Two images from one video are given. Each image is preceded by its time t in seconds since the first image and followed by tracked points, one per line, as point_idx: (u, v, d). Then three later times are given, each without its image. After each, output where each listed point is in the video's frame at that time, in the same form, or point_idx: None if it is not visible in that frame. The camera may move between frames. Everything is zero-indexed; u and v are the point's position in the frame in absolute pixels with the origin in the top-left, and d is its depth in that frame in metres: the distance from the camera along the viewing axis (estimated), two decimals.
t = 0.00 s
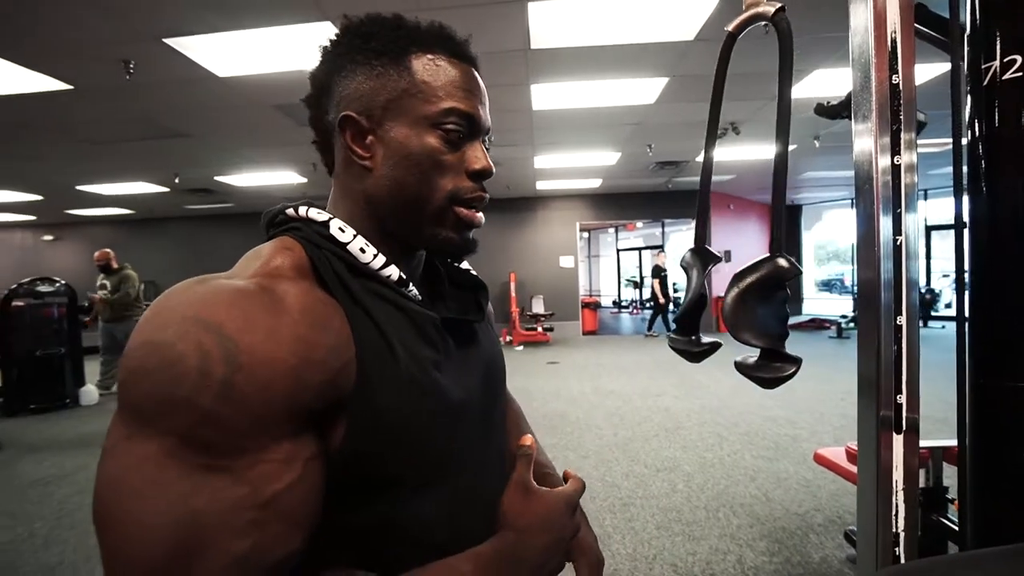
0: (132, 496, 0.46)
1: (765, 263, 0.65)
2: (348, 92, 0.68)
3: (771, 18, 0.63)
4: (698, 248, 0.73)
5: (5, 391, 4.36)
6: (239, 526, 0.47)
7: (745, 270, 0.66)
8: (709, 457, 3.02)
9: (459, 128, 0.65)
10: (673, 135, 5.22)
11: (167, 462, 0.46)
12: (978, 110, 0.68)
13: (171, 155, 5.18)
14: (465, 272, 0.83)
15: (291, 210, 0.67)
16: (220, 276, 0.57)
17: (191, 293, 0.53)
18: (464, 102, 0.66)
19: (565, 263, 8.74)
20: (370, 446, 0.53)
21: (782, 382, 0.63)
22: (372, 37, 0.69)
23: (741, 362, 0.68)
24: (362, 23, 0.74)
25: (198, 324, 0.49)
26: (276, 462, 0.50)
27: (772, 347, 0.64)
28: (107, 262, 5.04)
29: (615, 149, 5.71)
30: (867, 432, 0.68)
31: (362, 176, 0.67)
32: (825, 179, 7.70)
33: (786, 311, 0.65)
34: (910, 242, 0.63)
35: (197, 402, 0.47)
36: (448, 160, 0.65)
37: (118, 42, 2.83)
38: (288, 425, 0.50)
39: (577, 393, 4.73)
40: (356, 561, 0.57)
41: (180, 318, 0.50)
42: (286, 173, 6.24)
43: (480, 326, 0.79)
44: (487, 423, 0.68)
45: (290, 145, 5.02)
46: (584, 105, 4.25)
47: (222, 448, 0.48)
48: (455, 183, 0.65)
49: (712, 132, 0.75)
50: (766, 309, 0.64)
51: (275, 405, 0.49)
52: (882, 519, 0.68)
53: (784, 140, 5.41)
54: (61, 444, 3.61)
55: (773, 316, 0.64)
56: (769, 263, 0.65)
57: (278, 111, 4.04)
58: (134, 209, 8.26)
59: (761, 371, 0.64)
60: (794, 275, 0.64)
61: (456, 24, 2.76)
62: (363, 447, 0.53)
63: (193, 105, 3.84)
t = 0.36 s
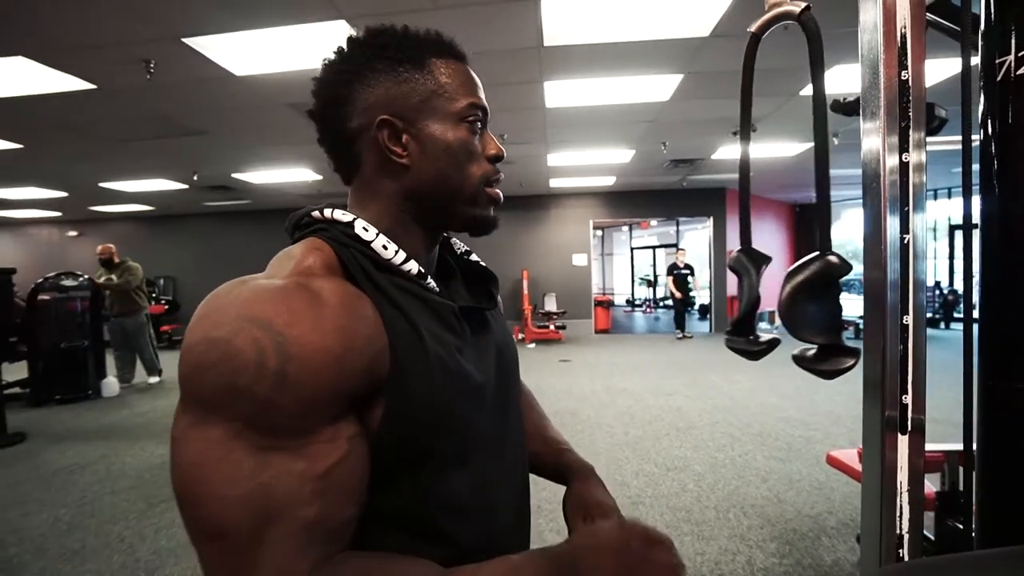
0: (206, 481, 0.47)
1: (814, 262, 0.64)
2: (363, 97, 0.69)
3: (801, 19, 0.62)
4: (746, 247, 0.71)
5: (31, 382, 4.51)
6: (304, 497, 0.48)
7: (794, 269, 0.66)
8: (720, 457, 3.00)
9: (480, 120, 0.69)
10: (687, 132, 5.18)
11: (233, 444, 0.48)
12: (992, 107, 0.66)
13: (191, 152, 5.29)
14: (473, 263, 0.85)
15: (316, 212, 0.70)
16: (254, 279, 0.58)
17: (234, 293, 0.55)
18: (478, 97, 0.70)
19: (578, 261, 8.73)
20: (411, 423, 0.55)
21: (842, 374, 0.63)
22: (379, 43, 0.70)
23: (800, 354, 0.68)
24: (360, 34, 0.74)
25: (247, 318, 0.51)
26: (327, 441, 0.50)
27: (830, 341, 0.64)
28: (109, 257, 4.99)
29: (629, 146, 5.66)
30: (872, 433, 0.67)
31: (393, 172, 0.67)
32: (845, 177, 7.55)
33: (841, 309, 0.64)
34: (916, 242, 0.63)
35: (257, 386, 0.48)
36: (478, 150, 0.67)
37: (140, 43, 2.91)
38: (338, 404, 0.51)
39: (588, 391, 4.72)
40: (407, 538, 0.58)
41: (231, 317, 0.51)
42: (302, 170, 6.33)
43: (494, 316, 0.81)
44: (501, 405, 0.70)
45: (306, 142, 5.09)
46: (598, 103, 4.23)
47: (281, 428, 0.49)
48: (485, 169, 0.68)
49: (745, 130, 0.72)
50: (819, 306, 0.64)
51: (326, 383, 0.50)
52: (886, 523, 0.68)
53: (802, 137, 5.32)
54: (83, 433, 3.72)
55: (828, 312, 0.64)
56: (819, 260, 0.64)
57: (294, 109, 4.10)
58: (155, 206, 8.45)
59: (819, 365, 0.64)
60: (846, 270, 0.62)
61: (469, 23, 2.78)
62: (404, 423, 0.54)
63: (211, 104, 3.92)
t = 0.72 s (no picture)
0: (218, 457, 0.48)
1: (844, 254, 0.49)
2: (357, 97, 0.69)
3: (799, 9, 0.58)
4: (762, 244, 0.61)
5: (33, 380, 4.54)
6: (312, 470, 0.48)
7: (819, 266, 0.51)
8: (719, 455, 3.00)
9: (469, 124, 0.70)
10: (688, 131, 5.16)
11: (244, 421, 0.49)
12: (978, 109, 0.68)
13: (192, 151, 5.30)
14: (466, 251, 0.86)
15: (313, 209, 0.71)
16: (261, 268, 0.59)
17: (242, 281, 0.56)
18: (466, 101, 0.71)
19: (579, 260, 8.72)
20: (416, 399, 0.56)
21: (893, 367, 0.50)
22: (373, 45, 0.71)
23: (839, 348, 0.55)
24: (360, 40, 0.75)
25: (255, 302, 0.52)
26: (334, 416, 0.51)
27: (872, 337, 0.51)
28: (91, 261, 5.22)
29: (630, 145, 5.66)
30: (858, 431, 0.79)
31: (384, 172, 0.68)
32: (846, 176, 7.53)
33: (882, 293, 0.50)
34: (899, 239, 0.73)
35: (266, 363, 0.49)
36: (466, 152, 0.69)
37: (140, 42, 2.91)
38: (344, 380, 0.52)
39: (587, 390, 4.72)
40: (415, 516, 0.59)
41: (239, 302, 0.52)
42: (303, 169, 6.34)
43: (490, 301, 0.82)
44: (500, 385, 0.71)
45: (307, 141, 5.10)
46: (598, 101, 4.22)
47: (289, 404, 0.49)
48: (472, 169, 0.69)
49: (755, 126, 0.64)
50: (857, 296, 0.49)
51: (332, 360, 0.51)
52: (871, 519, 0.79)
53: (803, 135, 5.31)
54: (85, 432, 3.74)
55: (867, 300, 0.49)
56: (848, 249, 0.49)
57: (294, 108, 4.11)
58: (156, 205, 8.47)
59: (858, 363, 0.51)
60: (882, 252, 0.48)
61: (469, 21, 2.77)
62: (408, 401, 0.55)
63: (211, 103, 3.93)
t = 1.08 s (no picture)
0: (206, 444, 0.49)
1: (794, 253, 0.67)
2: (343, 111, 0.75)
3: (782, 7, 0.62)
4: (719, 243, 0.72)
5: (39, 379, 4.58)
6: (294, 461, 0.49)
7: (774, 260, 0.69)
8: (721, 454, 2.99)
9: (418, 122, 0.68)
10: (690, 129, 5.14)
11: (233, 410, 0.50)
12: (975, 106, 0.68)
13: (194, 151, 5.31)
14: (467, 255, 0.86)
15: (312, 210, 0.72)
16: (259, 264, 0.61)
17: (236, 277, 0.57)
18: (422, 97, 0.69)
19: (581, 258, 8.71)
20: (402, 393, 0.55)
21: (819, 374, 0.68)
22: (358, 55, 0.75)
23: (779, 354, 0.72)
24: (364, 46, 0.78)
25: (245, 297, 0.53)
26: (318, 408, 0.51)
27: (809, 339, 0.68)
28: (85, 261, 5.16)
29: (631, 143, 5.65)
30: (853, 429, 0.80)
31: (354, 180, 0.75)
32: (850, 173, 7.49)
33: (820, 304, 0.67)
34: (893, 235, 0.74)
35: (251, 355, 0.50)
36: (412, 153, 0.68)
37: (141, 42, 2.92)
38: (329, 373, 0.52)
39: (589, 389, 4.72)
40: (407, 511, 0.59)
41: (228, 296, 0.53)
42: (305, 169, 6.36)
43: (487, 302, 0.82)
44: (496, 383, 0.71)
45: (309, 141, 5.11)
46: (599, 99, 4.20)
47: (274, 396, 0.50)
48: (419, 173, 0.68)
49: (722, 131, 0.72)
50: (801, 297, 0.67)
51: (316, 354, 0.52)
52: (866, 518, 0.80)
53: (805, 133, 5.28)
54: (90, 430, 3.77)
55: (809, 307, 0.67)
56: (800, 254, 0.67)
57: (295, 107, 4.12)
58: (160, 205, 8.51)
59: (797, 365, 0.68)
60: (827, 262, 0.65)
61: (468, 20, 2.77)
62: (393, 396, 0.55)
63: (213, 103, 3.94)
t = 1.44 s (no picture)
0: (188, 423, 0.54)
1: (749, 248, 0.66)
2: (341, 114, 0.76)
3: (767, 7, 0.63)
4: (674, 234, 0.75)
5: (48, 378, 4.62)
6: (259, 444, 0.53)
7: (728, 253, 0.68)
8: (725, 452, 2.98)
9: (409, 122, 0.68)
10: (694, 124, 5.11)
11: (213, 394, 0.55)
12: (985, 97, 0.66)
13: (198, 151, 5.33)
14: (484, 250, 0.84)
15: (322, 207, 0.75)
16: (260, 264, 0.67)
17: (236, 274, 0.63)
18: (413, 96, 0.68)
19: (585, 255, 8.69)
20: (380, 385, 0.59)
21: (764, 368, 0.66)
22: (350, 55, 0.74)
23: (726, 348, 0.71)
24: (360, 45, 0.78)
25: (237, 292, 0.58)
26: (290, 396, 0.55)
27: (755, 335, 0.67)
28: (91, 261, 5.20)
29: (635, 139, 5.62)
30: (858, 424, 0.79)
31: (358, 182, 0.75)
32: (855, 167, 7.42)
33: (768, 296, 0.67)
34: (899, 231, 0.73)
35: (231, 345, 0.55)
36: (405, 154, 0.68)
37: (144, 43, 2.93)
38: (305, 362, 0.57)
39: (594, 386, 4.71)
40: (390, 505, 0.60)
41: (224, 289, 0.59)
42: (308, 168, 6.37)
43: (500, 303, 0.79)
44: (497, 382, 0.71)
45: (312, 140, 5.12)
46: (602, 95, 4.19)
47: (248, 382, 0.55)
48: (412, 174, 0.68)
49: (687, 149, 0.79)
50: (749, 291, 0.66)
51: (290, 347, 0.56)
52: (872, 516, 0.79)
53: (811, 127, 5.24)
54: (98, 429, 3.80)
55: (759, 299, 0.67)
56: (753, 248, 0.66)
57: (298, 107, 4.12)
58: (166, 205, 8.55)
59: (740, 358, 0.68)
60: (778, 260, 0.65)
61: (469, 17, 2.76)
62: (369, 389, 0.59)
63: (215, 103, 3.95)
